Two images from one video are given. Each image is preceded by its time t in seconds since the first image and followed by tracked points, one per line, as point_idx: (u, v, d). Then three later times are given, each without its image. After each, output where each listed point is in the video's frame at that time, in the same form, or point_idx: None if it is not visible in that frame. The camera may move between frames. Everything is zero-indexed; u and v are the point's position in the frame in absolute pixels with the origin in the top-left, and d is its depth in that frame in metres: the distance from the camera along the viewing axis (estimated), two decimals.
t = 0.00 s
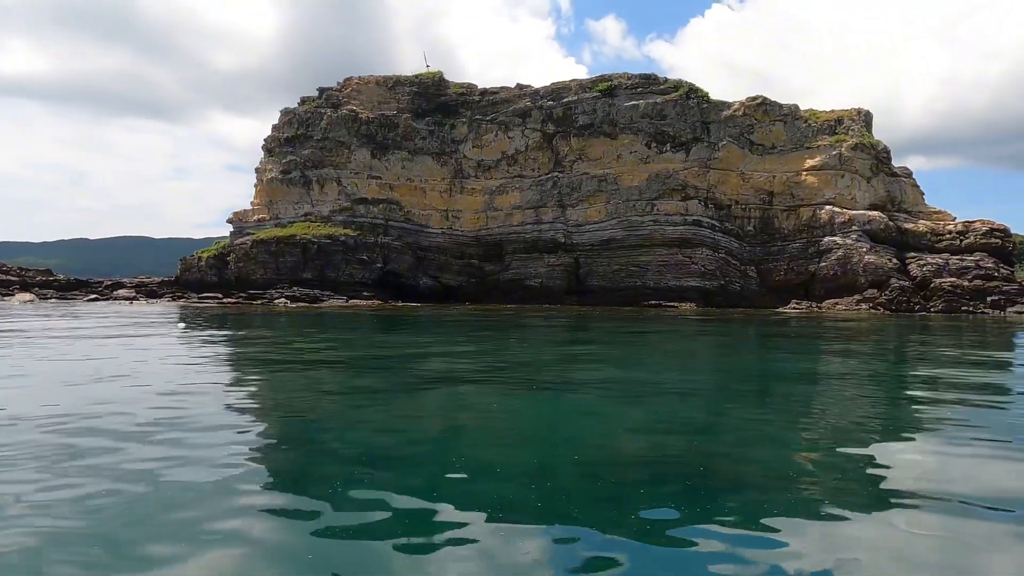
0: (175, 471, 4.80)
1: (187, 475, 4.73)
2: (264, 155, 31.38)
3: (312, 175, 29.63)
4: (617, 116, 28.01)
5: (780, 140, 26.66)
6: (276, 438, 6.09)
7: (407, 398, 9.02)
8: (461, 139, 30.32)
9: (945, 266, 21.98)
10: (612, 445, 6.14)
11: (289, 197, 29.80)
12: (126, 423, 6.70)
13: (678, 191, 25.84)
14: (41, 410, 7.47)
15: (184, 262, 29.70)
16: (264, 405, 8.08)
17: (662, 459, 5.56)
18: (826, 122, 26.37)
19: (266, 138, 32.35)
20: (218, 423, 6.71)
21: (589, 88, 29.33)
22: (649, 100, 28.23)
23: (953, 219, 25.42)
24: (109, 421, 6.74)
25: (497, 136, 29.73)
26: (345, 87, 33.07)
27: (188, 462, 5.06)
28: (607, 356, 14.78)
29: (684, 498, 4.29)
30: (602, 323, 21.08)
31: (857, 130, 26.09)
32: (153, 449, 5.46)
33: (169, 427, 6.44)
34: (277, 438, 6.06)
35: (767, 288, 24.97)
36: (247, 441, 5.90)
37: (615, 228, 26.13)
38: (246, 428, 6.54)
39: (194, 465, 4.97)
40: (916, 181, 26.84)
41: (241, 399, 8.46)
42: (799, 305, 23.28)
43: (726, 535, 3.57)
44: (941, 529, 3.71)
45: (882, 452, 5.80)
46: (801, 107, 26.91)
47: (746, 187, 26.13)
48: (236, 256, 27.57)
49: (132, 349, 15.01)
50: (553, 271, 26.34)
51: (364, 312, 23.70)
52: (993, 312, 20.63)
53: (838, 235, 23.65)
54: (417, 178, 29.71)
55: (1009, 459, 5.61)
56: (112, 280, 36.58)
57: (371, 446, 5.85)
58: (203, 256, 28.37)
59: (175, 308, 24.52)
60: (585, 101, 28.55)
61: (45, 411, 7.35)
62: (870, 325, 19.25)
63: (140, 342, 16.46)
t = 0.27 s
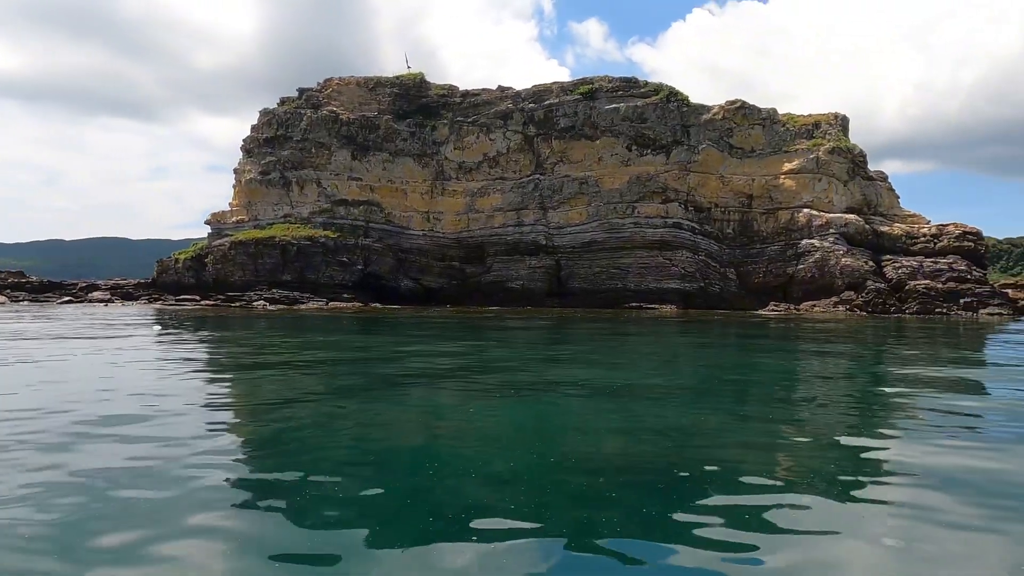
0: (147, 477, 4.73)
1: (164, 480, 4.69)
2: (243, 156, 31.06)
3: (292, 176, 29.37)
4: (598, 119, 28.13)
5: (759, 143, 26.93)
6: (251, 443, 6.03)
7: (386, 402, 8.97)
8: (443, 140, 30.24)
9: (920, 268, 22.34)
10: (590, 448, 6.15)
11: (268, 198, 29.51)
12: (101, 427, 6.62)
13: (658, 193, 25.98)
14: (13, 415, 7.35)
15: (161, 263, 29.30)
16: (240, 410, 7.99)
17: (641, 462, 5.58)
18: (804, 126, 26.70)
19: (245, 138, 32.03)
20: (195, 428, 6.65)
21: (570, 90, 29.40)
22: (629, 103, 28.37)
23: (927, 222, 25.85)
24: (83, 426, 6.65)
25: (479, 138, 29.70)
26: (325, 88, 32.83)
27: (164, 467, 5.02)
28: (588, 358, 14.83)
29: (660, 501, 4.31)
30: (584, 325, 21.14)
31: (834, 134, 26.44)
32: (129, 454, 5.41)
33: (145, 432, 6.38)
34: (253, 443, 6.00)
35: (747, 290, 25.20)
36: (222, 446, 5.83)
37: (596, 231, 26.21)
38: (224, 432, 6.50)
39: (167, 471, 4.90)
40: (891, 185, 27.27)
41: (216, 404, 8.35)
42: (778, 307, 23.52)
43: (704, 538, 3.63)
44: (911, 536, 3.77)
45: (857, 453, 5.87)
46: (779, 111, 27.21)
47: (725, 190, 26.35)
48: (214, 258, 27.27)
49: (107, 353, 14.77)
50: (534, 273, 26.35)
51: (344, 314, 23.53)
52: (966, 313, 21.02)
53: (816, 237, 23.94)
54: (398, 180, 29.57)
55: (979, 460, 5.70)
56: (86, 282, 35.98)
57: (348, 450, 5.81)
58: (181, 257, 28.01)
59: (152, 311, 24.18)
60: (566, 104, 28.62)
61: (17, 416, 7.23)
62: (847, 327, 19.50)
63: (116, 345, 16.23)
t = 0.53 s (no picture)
0: (120, 487, 4.64)
1: (136, 489, 4.63)
2: (217, 159, 30.67)
3: (268, 179, 29.08)
4: (576, 124, 28.26)
5: (733, 149, 27.26)
6: (227, 449, 5.97)
7: (363, 406, 8.92)
8: (421, 144, 30.15)
9: (890, 273, 22.78)
10: (569, 452, 6.16)
11: (243, 201, 29.16)
12: (69, 436, 6.49)
13: (635, 198, 26.16)
14: None
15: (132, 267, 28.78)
16: (215, 416, 7.91)
17: (619, 465, 5.61)
18: (778, 132, 27.10)
19: (219, 141, 31.63)
20: (167, 435, 6.56)
21: (548, 95, 29.49)
22: (606, 108, 28.55)
23: (897, 227, 26.37)
24: (51, 435, 6.52)
25: (456, 142, 29.67)
26: (302, 91, 32.57)
27: (136, 476, 4.95)
28: (566, 362, 14.87)
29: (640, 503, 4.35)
30: (561, 329, 21.19)
31: (807, 140, 26.87)
32: (99, 463, 5.32)
33: (115, 440, 6.27)
34: (229, 450, 5.95)
35: (722, 294, 25.47)
36: (197, 453, 5.77)
37: (574, 235, 26.30)
38: (197, 439, 6.41)
39: (143, 478, 4.85)
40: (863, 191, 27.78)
41: (191, 410, 8.25)
42: (753, 311, 23.80)
43: (681, 539, 3.66)
44: (886, 532, 3.82)
45: (832, 455, 5.96)
46: (753, 118, 27.60)
47: (701, 195, 26.62)
48: (187, 262, 26.86)
49: (75, 359, 14.46)
50: (512, 277, 26.37)
51: (321, 318, 23.32)
52: (935, 317, 21.48)
53: (789, 242, 24.29)
54: (375, 183, 29.40)
55: (949, 461, 5.83)
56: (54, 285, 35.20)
57: (325, 456, 5.77)
58: (153, 261, 27.55)
59: (122, 315, 23.74)
60: (543, 109, 28.71)
61: None
62: (820, 331, 19.81)
63: (85, 351, 15.90)
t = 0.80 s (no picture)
0: (87, 502, 4.52)
1: (102, 504, 4.50)
2: (191, 163, 30.28)
3: (243, 184, 28.77)
4: (554, 131, 28.36)
5: (709, 157, 27.57)
6: (199, 459, 5.89)
7: (339, 414, 8.85)
8: (399, 150, 30.03)
9: (862, 279, 23.14)
10: (545, 458, 6.16)
11: (218, 206, 28.80)
12: (33, 448, 6.31)
13: (613, 205, 26.31)
14: None
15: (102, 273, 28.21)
16: (187, 424, 7.80)
17: (595, 471, 5.61)
18: (753, 140, 27.47)
19: (194, 145, 31.23)
20: (135, 446, 6.40)
21: (526, 102, 29.57)
22: (584, 115, 28.70)
23: (869, 234, 26.81)
24: (13, 448, 6.32)
25: (435, 148, 29.63)
26: (278, 95, 32.29)
27: (102, 491, 4.81)
28: (545, 368, 14.87)
29: (614, 509, 4.35)
30: (539, 334, 21.18)
31: (781, 148, 27.26)
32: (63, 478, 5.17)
33: (81, 452, 6.11)
34: (201, 460, 5.87)
35: (698, 300, 25.68)
36: (168, 464, 5.69)
37: (552, 241, 26.35)
38: (166, 450, 6.27)
39: (111, 493, 4.73)
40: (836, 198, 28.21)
41: (162, 418, 8.13)
42: (728, 317, 24.04)
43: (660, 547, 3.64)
44: (856, 534, 3.84)
45: (805, 458, 6.01)
46: (728, 126, 27.94)
47: (677, 202, 26.85)
48: (159, 267, 26.41)
49: (41, 367, 14.11)
50: (491, 282, 26.36)
51: (297, 325, 23.08)
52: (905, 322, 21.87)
53: (764, 249, 24.58)
54: (352, 189, 29.22)
55: (919, 462, 5.91)
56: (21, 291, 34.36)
57: (298, 465, 5.72)
58: (124, 267, 27.04)
59: (92, 322, 23.25)
60: (521, 115, 28.77)
61: None
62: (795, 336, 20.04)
63: (52, 359, 15.52)
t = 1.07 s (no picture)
0: (65, 512, 4.44)
1: (81, 513, 4.42)
2: (170, 166, 29.92)
3: (223, 187, 28.50)
4: (536, 135, 28.42)
5: (690, 162, 27.81)
6: (180, 465, 5.85)
7: (321, 418, 8.81)
8: (381, 153, 29.92)
9: (841, 283, 23.45)
10: (528, 462, 6.18)
11: (198, 210, 28.49)
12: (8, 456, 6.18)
13: (595, 210, 26.41)
14: None
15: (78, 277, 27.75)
16: (167, 429, 7.73)
17: (578, 475, 5.65)
18: (733, 146, 27.76)
19: (173, 148, 30.87)
20: (114, 453, 6.30)
21: (509, 106, 29.62)
22: (567, 120, 28.80)
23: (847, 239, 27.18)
24: None
25: (417, 152, 29.59)
26: (259, 98, 32.03)
27: (82, 499, 4.73)
28: (527, 372, 14.89)
29: (596, 513, 4.39)
30: (522, 338, 21.19)
31: (761, 154, 27.58)
32: (40, 487, 5.07)
33: (57, 460, 6.00)
34: (182, 466, 5.79)
35: (680, 304, 25.85)
36: (148, 470, 5.64)
37: (535, 245, 26.39)
38: (145, 456, 6.18)
39: (89, 502, 4.65)
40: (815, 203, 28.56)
41: (141, 423, 8.04)
42: (710, 321, 24.22)
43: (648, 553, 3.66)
44: (835, 539, 3.90)
45: (785, 461, 6.09)
46: (709, 131, 28.19)
47: (659, 207, 27.02)
48: (137, 271, 26.05)
49: (14, 373, 13.83)
50: (473, 287, 26.34)
51: (278, 329, 22.89)
52: (883, 326, 22.21)
53: (744, 253, 24.82)
54: (334, 192, 29.06)
55: (896, 465, 6.02)
56: None
57: (281, 471, 5.69)
58: (101, 271, 26.63)
59: (68, 327, 22.84)
60: (504, 120, 28.80)
61: None
62: (776, 340, 20.25)
63: (26, 364, 15.23)
